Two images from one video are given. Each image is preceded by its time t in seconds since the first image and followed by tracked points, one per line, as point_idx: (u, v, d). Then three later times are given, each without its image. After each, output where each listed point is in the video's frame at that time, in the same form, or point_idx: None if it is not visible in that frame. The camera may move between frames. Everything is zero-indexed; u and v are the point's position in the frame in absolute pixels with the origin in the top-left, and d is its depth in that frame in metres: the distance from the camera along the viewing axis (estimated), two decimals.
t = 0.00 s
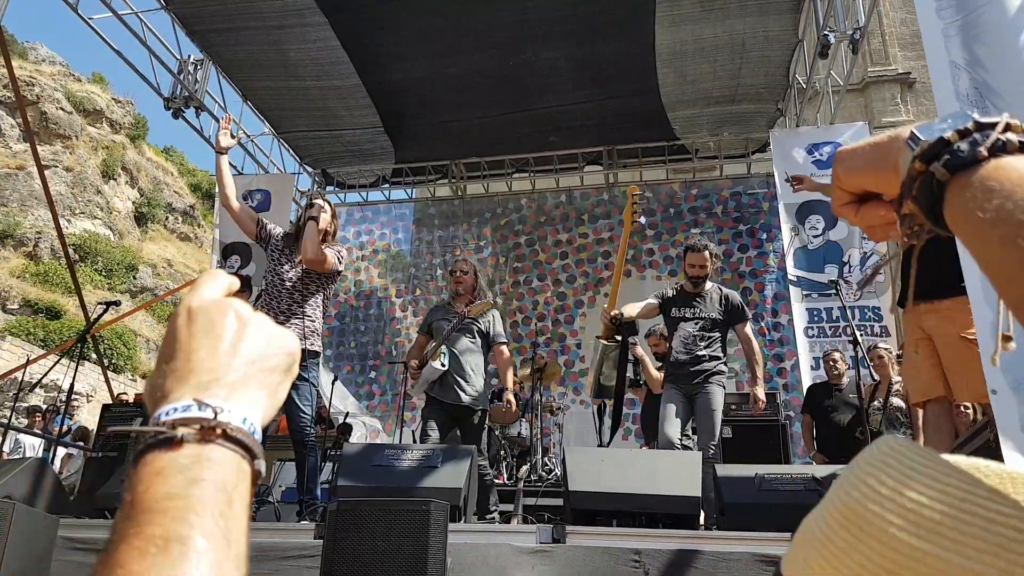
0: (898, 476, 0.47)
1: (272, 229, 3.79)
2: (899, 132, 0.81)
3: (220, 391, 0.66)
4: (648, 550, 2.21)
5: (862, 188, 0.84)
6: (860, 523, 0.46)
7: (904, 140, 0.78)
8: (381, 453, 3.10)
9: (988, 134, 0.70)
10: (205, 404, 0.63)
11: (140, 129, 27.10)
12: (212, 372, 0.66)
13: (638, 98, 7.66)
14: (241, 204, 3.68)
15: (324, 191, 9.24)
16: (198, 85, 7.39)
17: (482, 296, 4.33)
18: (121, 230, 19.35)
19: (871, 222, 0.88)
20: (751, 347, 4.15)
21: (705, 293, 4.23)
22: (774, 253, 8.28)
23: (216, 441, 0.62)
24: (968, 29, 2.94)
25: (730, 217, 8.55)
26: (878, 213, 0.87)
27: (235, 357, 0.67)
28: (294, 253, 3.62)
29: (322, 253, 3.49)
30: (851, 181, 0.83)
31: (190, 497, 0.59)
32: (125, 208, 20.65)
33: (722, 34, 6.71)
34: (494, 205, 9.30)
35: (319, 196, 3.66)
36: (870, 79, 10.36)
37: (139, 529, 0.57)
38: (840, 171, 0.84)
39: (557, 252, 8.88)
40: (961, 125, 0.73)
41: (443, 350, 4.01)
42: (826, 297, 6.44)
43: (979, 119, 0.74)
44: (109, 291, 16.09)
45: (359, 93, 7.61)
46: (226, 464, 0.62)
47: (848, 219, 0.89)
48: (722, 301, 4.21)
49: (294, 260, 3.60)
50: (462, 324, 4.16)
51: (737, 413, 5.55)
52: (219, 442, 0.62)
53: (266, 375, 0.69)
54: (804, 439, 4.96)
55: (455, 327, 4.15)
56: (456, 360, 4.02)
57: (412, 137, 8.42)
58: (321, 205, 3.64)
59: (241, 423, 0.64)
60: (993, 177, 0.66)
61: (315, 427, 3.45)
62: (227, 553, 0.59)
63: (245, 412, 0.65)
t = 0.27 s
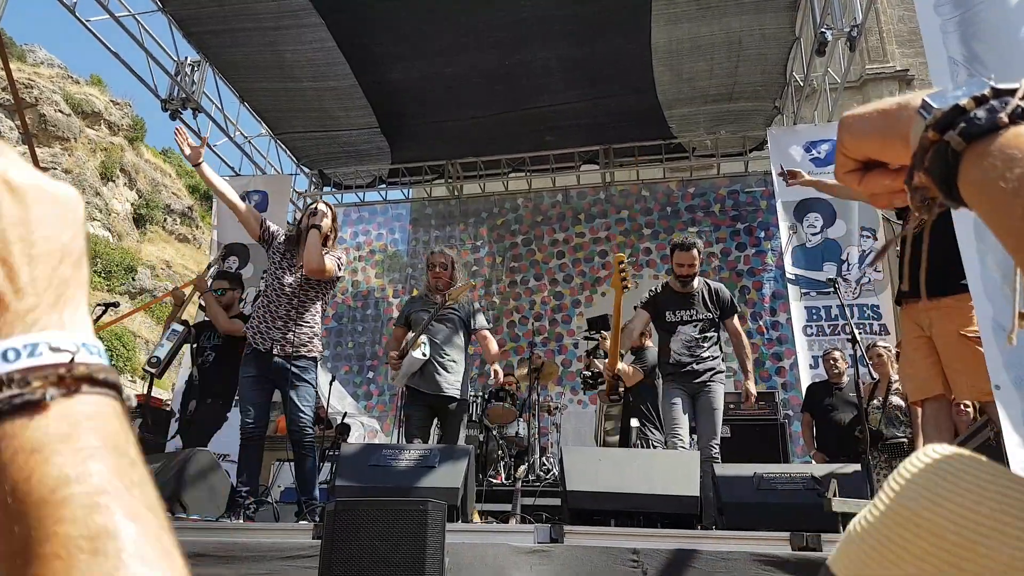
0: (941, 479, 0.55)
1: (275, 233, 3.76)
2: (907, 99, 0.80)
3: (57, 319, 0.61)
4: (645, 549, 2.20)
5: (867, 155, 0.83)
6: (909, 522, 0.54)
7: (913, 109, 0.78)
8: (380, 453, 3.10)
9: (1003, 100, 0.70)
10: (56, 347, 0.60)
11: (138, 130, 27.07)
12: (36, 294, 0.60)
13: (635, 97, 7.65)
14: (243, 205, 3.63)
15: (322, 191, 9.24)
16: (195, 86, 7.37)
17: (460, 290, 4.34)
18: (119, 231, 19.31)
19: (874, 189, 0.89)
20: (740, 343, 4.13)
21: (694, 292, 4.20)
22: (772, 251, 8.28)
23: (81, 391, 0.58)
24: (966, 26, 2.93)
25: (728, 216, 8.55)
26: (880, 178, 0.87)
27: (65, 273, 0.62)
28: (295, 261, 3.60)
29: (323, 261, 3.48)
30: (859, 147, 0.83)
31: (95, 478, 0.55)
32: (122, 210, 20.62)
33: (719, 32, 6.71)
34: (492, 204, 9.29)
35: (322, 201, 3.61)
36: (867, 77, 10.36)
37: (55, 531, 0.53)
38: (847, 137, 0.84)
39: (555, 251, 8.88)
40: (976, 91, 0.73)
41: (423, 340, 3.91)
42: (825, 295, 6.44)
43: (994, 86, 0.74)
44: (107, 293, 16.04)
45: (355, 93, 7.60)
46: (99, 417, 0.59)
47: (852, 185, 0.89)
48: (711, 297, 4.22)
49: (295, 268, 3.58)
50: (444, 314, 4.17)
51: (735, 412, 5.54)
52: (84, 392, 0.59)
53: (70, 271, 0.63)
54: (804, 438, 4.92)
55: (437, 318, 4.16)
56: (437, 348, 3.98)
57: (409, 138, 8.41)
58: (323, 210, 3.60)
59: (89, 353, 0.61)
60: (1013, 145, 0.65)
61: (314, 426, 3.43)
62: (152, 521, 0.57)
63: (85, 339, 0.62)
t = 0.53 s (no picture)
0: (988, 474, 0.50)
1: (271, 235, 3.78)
2: (882, 80, 0.76)
3: (169, 329, 0.63)
4: (641, 550, 2.21)
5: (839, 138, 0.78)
6: (955, 520, 0.50)
7: (892, 90, 0.74)
8: (375, 452, 3.10)
9: (987, 83, 0.68)
10: (157, 345, 0.60)
11: (136, 126, 27.02)
12: (161, 308, 0.63)
13: (634, 98, 7.66)
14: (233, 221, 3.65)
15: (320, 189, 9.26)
16: (193, 82, 7.36)
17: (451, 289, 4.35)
18: (116, 227, 19.29)
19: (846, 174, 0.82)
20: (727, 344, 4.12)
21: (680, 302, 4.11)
22: (769, 254, 8.30)
23: (167, 386, 0.59)
24: (965, 31, 2.94)
25: (725, 218, 8.56)
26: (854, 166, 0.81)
27: (182, 293, 0.64)
28: (294, 258, 3.61)
29: (325, 259, 3.54)
30: (830, 131, 0.77)
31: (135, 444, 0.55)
32: (120, 206, 20.60)
33: (719, 34, 6.72)
34: (490, 204, 9.30)
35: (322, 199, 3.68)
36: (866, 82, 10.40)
37: (80, 473, 0.52)
38: (817, 120, 0.78)
39: (553, 252, 8.88)
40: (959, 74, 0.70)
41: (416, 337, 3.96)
42: (821, 297, 6.47)
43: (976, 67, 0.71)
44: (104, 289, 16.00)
45: (355, 91, 7.59)
46: (167, 410, 0.58)
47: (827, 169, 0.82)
48: (695, 297, 4.12)
49: (294, 265, 3.59)
50: (435, 311, 4.21)
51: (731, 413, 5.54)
52: (169, 386, 0.59)
53: (208, 325, 0.65)
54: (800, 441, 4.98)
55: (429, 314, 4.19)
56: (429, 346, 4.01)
57: (408, 136, 8.41)
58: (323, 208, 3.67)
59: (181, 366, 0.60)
60: (1000, 129, 0.63)
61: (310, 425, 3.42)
62: (167, 495, 0.55)
63: (181, 351, 0.61)
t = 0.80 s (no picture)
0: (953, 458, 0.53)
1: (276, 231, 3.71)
2: (874, 61, 0.76)
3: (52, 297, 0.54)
4: (640, 549, 2.21)
5: (835, 125, 0.79)
6: (931, 516, 0.51)
7: (886, 66, 0.74)
8: (375, 450, 3.10)
9: (986, 50, 0.67)
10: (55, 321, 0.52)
11: (136, 123, 27.00)
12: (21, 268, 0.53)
13: (634, 97, 7.66)
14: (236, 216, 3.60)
15: (319, 186, 9.26)
16: (193, 79, 7.34)
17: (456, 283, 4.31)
18: (115, 224, 19.26)
19: (842, 163, 0.83)
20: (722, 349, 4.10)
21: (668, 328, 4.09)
22: (768, 253, 8.30)
23: (79, 370, 0.51)
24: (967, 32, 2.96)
25: (725, 217, 8.56)
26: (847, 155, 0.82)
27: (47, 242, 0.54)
28: (302, 261, 3.59)
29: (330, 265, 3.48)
30: (824, 118, 0.78)
31: (87, 453, 0.49)
32: (120, 203, 20.57)
33: (720, 33, 6.71)
34: (489, 202, 9.29)
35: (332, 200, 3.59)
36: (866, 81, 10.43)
37: (38, 503, 0.46)
38: (810, 106, 0.79)
39: (552, 250, 8.87)
40: (954, 44, 0.70)
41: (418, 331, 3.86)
42: (820, 297, 6.48)
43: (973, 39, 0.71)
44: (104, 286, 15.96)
45: (354, 89, 7.58)
46: (95, 398, 0.52)
47: (819, 160, 0.83)
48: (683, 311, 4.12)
49: (301, 269, 3.57)
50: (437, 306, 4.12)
51: (729, 412, 5.51)
52: (82, 370, 0.52)
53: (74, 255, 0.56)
54: (799, 441, 4.96)
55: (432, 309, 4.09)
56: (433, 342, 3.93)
57: (407, 134, 8.41)
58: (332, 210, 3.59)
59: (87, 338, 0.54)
60: (1001, 98, 0.62)
61: (309, 423, 3.43)
62: (139, 494, 0.51)
63: (83, 318, 0.55)
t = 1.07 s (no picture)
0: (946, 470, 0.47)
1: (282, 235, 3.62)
2: (888, 54, 0.75)
3: (180, 363, 0.64)
4: (641, 549, 2.21)
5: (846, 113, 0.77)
6: (909, 523, 0.46)
7: (899, 62, 0.73)
8: (375, 449, 3.10)
9: (1004, 51, 0.66)
10: (169, 379, 0.61)
11: (138, 122, 27.02)
12: (166, 341, 0.64)
13: (635, 96, 7.66)
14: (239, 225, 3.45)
15: (320, 185, 9.27)
16: (195, 78, 7.35)
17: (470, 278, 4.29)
18: (117, 222, 19.25)
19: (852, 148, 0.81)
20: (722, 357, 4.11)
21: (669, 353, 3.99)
22: (770, 254, 8.29)
23: (183, 420, 0.60)
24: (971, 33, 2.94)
25: (726, 217, 8.55)
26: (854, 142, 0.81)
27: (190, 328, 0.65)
28: (308, 270, 3.51)
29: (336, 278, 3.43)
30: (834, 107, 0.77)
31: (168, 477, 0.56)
32: (121, 201, 20.57)
33: (722, 33, 6.71)
34: (490, 202, 9.29)
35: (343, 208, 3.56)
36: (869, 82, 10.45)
37: (116, 516, 0.54)
38: (821, 94, 0.78)
39: (553, 250, 8.86)
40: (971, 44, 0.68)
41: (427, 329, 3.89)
42: (821, 298, 6.47)
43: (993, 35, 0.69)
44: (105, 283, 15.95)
45: (355, 88, 7.59)
46: (189, 445, 0.60)
47: (829, 141, 0.82)
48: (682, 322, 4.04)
49: (308, 277, 3.51)
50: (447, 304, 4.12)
51: (731, 414, 5.50)
52: (187, 419, 0.60)
53: (213, 350, 0.67)
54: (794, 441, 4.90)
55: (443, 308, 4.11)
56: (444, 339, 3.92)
57: (409, 133, 8.41)
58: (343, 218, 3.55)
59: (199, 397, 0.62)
60: (1018, 102, 0.61)
61: (312, 422, 3.44)
62: (201, 526, 0.57)
63: (201, 385, 0.63)
